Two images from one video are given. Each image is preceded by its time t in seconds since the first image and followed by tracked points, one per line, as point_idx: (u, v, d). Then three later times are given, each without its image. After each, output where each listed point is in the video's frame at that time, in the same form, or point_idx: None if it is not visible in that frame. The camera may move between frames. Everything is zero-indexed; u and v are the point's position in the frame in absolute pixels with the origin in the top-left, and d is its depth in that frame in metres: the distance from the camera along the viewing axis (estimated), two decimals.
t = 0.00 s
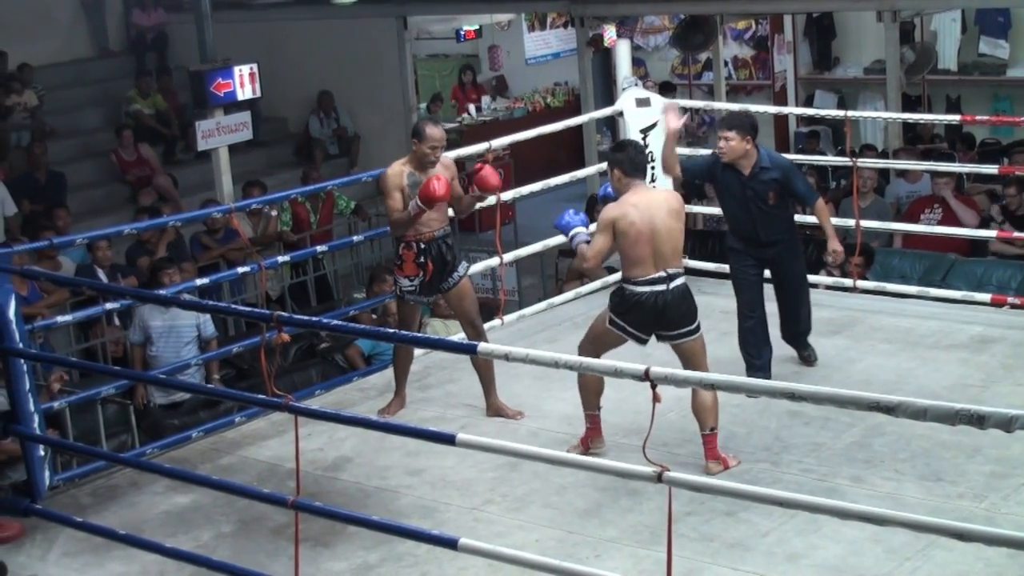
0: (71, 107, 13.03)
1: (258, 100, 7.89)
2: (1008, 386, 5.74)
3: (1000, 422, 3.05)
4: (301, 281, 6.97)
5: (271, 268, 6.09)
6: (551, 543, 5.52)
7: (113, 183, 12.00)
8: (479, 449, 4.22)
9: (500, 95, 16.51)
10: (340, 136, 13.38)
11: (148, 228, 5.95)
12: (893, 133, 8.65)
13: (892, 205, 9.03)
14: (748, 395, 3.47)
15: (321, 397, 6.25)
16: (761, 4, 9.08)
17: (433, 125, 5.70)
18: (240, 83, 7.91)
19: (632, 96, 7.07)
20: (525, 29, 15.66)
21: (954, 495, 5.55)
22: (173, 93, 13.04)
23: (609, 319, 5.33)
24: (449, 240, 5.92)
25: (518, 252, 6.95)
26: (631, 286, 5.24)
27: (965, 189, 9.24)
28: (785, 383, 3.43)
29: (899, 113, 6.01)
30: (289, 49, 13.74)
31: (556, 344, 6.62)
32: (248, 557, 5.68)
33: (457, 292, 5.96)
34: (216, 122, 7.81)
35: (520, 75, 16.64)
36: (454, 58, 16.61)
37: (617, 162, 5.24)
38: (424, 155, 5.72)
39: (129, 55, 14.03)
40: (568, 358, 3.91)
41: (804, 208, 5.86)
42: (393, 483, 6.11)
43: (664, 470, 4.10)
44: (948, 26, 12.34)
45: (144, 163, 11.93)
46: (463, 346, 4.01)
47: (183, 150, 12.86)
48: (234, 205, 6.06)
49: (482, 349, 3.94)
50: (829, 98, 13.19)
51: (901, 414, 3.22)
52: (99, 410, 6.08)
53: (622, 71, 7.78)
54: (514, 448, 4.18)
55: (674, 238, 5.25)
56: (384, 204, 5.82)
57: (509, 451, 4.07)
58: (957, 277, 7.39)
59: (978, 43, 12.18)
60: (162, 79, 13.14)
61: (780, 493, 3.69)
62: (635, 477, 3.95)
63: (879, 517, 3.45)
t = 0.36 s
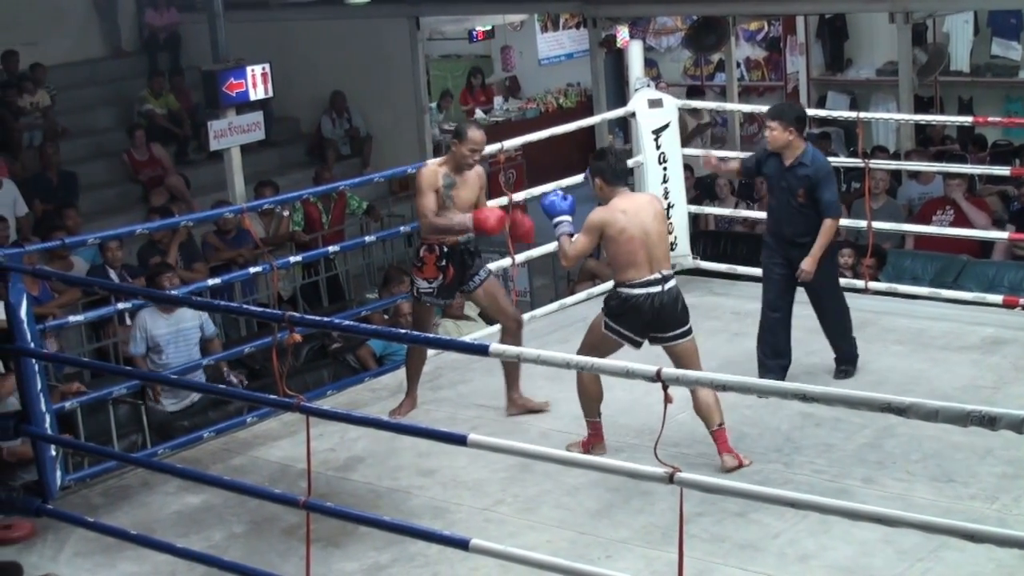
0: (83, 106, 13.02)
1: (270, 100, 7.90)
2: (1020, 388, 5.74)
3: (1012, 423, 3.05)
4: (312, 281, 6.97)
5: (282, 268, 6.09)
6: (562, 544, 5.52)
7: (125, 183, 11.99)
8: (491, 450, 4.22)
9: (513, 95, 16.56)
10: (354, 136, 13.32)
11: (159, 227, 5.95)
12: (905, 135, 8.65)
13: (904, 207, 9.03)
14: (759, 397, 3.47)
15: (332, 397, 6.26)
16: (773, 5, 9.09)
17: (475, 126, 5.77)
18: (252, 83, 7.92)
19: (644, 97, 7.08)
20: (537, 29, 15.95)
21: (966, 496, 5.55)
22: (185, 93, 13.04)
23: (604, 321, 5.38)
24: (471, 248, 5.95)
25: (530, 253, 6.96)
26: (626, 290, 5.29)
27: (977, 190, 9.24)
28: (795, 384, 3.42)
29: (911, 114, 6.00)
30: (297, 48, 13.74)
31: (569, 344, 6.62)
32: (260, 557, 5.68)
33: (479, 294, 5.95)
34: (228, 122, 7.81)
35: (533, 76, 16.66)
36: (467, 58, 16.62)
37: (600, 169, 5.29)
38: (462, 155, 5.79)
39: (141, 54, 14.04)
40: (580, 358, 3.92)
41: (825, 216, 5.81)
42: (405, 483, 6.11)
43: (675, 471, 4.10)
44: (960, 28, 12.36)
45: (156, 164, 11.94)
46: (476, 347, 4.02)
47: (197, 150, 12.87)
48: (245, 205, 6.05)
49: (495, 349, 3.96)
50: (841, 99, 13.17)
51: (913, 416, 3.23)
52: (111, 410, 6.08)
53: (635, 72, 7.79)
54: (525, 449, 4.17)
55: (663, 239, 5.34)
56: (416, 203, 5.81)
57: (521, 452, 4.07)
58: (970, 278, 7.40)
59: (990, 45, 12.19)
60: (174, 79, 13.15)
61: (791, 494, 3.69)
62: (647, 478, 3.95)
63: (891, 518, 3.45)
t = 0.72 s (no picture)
0: (89, 108, 13.00)
1: (276, 101, 7.90)
2: None
3: (1017, 427, 3.08)
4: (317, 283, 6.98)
5: (287, 270, 6.08)
6: (567, 546, 5.52)
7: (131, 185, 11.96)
8: (494, 451, 4.23)
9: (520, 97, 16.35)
10: (358, 137, 13.15)
11: (165, 229, 5.94)
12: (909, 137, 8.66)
13: (908, 210, 9.04)
14: (765, 399, 3.49)
15: (337, 398, 6.27)
16: (780, 7, 9.09)
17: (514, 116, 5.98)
18: (258, 85, 7.95)
19: (650, 99, 7.08)
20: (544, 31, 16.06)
21: (970, 498, 5.56)
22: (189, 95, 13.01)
23: (614, 310, 5.43)
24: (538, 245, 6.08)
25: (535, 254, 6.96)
26: (639, 279, 5.34)
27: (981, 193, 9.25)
28: (798, 387, 3.44)
29: (918, 118, 6.00)
30: (300, 48, 13.72)
31: (574, 346, 6.63)
32: (265, 559, 5.68)
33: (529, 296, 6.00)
34: (233, 123, 7.80)
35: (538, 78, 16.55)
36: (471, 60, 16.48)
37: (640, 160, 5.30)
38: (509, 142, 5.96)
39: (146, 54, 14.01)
40: (585, 360, 3.91)
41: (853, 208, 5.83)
42: (409, 485, 6.11)
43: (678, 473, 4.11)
44: (965, 31, 12.28)
45: (162, 165, 11.91)
46: (481, 348, 4.00)
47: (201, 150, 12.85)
48: (250, 207, 6.05)
49: (501, 352, 3.93)
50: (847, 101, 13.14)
51: (918, 418, 3.25)
52: (115, 412, 6.07)
53: (641, 74, 7.79)
54: (528, 451, 4.16)
55: (687, 237, 5.36)
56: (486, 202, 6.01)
57: (524, 454, 4.07)
58: (974, 280, 7.41)
59: (996, 47, 12.22)
60: (179, 79, 13.11)
61: (797, 497, 3.71)
62: (653, 481, 3.98)
63: (896, 522, 3.46)
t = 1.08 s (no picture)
0: (42, 109, 12.91)
1: (231, 103, 7.93)
2: (977, 392, 5.80)
3: (969, 427, 3.14)
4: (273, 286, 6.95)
5: (242, 272, 6.05)
6: (524, 548, 5.51)
7: (84, 186, 11.86)
8: (451, 453, 4.23)
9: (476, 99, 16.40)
10: (315, 139, 12.91)
11: (120, 231, 5.90)
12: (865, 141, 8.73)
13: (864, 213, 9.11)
14: (721, 400, 3.51)
15: (292, 401, 6.24)
16: (737, 11, 9.14)
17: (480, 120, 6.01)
18: (213, 86, 7.97)
19: (606, 102, 7.08)
20: (501, 35, 15.88)
21: (923, 499, 5.60)
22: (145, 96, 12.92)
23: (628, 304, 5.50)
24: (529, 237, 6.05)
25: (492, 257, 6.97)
26: (658, 275, 5.38)
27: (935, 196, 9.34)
28: (756, 390, 3.48)
29: (872, 121, 6.03)
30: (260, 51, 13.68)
31: (531, 349, 6.63)
32: (219, 563, 5.64)
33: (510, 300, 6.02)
34: (189, 125, 7.81)
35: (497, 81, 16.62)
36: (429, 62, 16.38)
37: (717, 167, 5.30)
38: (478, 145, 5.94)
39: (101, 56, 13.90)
40: (541, 362, 3.91)
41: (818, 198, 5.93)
42: (365, 488, 6.09)
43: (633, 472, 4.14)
44: (919, 36, 12.38)
45: (115, 167, 11.81)
46: (437, 352, 4.00)
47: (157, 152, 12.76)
48: (206, 209, 6.01)
49: (457, 354, 3.94)
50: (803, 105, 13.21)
51: (872, 420, 3.29)
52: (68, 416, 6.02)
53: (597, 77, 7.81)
54: (482, 453, 4.18)
55: (724, 261, 5.32)
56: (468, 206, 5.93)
57: (476, 457, 4.09)
58: (928, 283, 7.47)
59: (949, 52, 12.23)
60: (135, 81, 13.02)
61: (751, 498, 3.74)
62: (607, 482, 3.98)
63: (852, 522, 3.50)
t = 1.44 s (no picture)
0: (23, 111, 12.93)
1: (212, 105, 8.01)
2: (957, 393, 5.80)
3: (948, 428, 3.14)
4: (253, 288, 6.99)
5: (223, 274, 6.06)
6: (504, 550, 5.51)
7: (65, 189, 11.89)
8: (431, 456, 4.24)
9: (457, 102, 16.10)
10: (295, 142, 12.90)
11: (101, 233, 5.91)
12: (845, 143, 8.75)
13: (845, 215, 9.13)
14: (702, 403, 3.52)
15: (273, 404, 6.26)
16: (716, 14, 9.18)
17: (491, 106, 5.99)
18: (193, 89, 8.05)
19: (586, 105, 7.11)
20: (481, 37, 16.26)
21: (904, 501, 5.60)
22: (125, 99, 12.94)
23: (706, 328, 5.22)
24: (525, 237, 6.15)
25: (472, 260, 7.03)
26: (725, 294, 5.11)
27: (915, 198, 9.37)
28: (736, 391, 3.49)
29: (852, 123, 6.03)
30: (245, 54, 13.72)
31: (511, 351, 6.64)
32: (199, 565, 5.64)
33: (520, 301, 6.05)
34: (169, 128, 7.88)
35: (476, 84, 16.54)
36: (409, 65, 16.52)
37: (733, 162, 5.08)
38: (494, 135, 5.97)
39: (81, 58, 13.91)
40: (520, 364, 3.89)
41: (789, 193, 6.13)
42: (346, 491, 6.09)
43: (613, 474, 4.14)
44: (898, 37, 12.40)
45: (95, 170, 11.81)
46: (416, 353, 4.00)
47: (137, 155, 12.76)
48: (187, 211, 6.02)
49: (436, 356, 3.93)
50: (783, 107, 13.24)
51: (851, 421, 3.28)
52: (48, 418, 6.01)
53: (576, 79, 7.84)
54: (460, 455, 4.18)
55: (779, 252, 5.08)
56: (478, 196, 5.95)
57: (454, 459, 4.09)
58: (908, 285, 7.48)
59: (928, 54, 12.24)
60: (114, 83, 13.03)
61: (727, 501, 3.74)
62: (587, 484, 3.98)
63: (829, 524, 3.50)
